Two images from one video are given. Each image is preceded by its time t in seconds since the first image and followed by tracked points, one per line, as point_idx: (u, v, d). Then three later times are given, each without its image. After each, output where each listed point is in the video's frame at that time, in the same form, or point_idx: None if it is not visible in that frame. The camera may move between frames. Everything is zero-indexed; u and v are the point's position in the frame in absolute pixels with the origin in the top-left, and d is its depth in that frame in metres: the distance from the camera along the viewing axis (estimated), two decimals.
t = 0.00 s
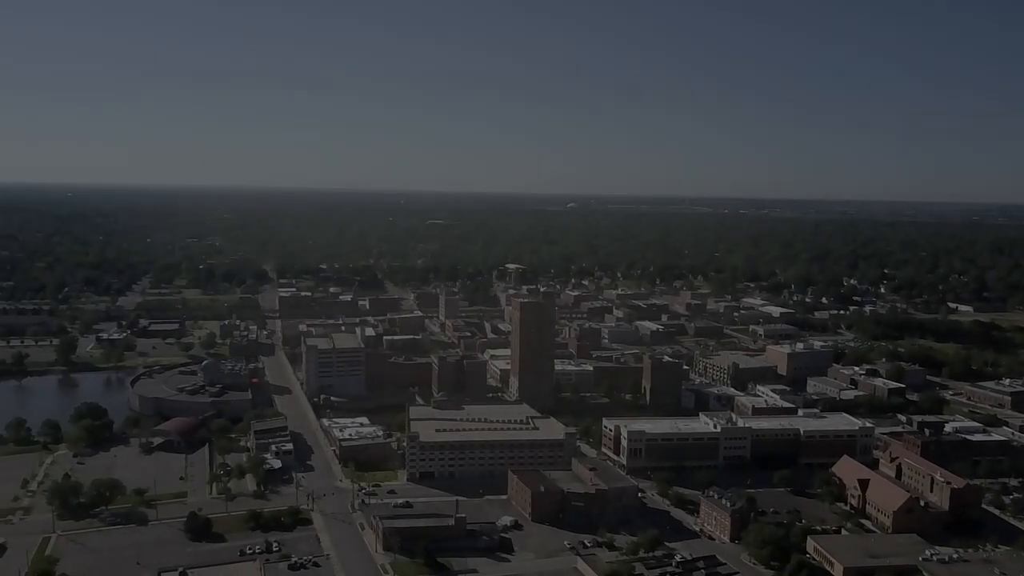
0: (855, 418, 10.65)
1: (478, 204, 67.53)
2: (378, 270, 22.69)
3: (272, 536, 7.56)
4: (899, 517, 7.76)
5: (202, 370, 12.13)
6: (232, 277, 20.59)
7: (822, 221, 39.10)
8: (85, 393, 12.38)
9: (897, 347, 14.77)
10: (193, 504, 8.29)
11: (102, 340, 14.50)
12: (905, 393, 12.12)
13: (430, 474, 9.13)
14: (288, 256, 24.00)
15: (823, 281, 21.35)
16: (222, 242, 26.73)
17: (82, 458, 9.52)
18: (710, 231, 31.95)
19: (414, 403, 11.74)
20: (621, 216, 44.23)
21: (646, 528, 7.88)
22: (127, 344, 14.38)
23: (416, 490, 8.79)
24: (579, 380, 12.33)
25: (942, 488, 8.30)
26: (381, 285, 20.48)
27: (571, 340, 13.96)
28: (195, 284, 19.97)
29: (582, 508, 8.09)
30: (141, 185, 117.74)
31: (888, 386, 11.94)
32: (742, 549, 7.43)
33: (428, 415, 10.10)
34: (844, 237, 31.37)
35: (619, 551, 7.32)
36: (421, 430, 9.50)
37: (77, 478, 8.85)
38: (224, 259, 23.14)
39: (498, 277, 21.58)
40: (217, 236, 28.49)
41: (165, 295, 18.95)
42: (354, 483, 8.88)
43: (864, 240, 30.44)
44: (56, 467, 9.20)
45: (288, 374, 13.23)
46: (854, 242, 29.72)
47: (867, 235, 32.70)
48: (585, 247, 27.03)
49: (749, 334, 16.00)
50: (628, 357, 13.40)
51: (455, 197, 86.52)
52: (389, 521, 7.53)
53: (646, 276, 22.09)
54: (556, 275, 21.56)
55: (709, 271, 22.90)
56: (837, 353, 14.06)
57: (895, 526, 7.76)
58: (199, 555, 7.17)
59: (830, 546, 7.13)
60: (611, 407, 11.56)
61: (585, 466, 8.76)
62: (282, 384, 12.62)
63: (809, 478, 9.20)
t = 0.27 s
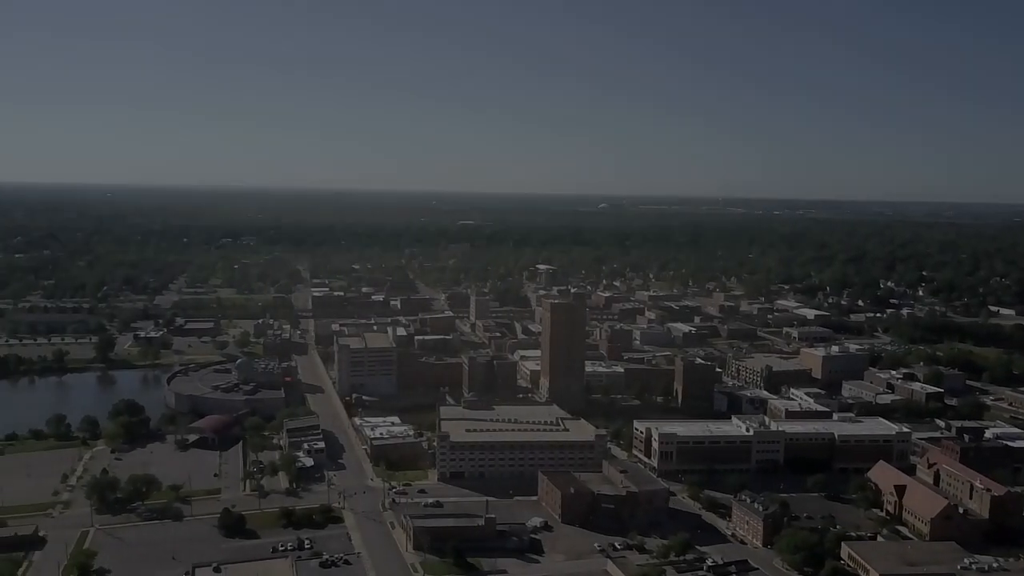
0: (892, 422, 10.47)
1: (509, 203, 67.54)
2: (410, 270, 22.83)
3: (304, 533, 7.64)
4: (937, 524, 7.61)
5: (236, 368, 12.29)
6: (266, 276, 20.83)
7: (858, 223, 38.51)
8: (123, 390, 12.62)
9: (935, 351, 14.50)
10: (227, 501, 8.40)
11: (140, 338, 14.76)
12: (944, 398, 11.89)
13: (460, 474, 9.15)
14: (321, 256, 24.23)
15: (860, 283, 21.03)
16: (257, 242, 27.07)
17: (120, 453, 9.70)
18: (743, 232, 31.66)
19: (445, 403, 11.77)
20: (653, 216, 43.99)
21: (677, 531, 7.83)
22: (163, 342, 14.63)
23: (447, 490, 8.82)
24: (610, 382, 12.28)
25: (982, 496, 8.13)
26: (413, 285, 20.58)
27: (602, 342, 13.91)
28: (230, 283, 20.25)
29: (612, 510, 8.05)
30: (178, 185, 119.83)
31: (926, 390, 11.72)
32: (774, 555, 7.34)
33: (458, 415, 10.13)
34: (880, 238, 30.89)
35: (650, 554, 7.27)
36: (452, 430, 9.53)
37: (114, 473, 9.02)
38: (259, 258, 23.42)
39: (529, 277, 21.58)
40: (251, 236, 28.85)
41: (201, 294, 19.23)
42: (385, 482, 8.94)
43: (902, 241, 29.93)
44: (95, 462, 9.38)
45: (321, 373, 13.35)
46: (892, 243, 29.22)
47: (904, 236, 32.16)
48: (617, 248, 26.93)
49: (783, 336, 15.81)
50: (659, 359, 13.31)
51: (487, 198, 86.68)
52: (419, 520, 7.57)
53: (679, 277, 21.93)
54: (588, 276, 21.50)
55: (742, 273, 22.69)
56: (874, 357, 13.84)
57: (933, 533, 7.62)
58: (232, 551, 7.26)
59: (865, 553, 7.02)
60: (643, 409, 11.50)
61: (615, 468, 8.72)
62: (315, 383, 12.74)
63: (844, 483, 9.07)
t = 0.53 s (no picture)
0: (925, 427, 10.30)
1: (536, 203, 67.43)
2: (437, 271, 22.91)
3: (332, 531, 7.69)
4: (970, 530, 7.47)
5: (266, 366, 12.39)
6: (296, 276, 21.02)
7: (891, 225, 37.99)
8: (155, 388, 12.80)
9: (970, 354, 14.25)
10: (256, 498, 8.48)
11: (172, 337, 14.96)
12: (979, 403, 11.66)
13: (486, 474, 9.16)
14: (349, 256, 24.41)
15: (893, 284, 20.73)
16: (286, 242, 27.35)
17: (151, 450, 9.84)
18: (773, 234, 31.41)
19: (472, 403, 11.78)
20: (680, 217, 43.71)
21: (705, 534, 7.76)
22: (194, 340, 14.82)
23: (473, 490, 8.83)
24: (637, 383, 12.23)
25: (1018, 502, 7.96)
26: (440, 285, 20.64)
27: (630, 343, 13.83)
28: (259, 283, 20.48)
29: (639, 512, 7.98)
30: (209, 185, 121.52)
31: (960, 394, 11.50)
32: (803, 559, 7.25)
33: (485, 415, 10.14)
34: (913, 239, 30.43)
35: (677, 557, 7.21)
36: (479, 430, 9.55)
37: (146, 469, 9.15)
38: (288, 258, 23.66)
39: (556, 278, 21.56)
40: (281, 236, 29.13)
41: (231, 293, 19.47)
42: (412, 481, 8.97)
43: (936, 242, 29.47)
44: (127, 459, 9.52)
45: (349, 372, 13.43)
46: (925, 245, 28.78)
47: (938, 238, 31.69)
48: (644, 249, 26.82)
49: (814, 338, 15.61)
50: (687, 361, 13.22)
51: (514, 198, 86.75)
52: (447, 520, 7.58)
53: (708, 278, 21.78)
54: (616, 278, 21.41)
55: (772, 275, 22.46)
56: (907, 360, 13.62)
57: (967, 540, 7.47)
58: (261, 547, 7.32)
59: (897, 559, 6.91)
60: (670, 410, 11.42)
61: (642, 470, 8.68)
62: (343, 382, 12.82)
63: (875, 488, 8.93)
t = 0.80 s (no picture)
0: (959, 429, 10.12)
1: (563, 203, 67.18)
2: (464, 270, 22.95)
3: (359, 528, 7.74)
4: (1006, 535, 7.33)
5: (295, 364, 12.50)
6: (324, 275, 21.19)
7: (924, 225, 37.37)
8: (186, 384, 12.98)
9: (1006, 356, 13.98)
10: (285, 494, 8.56)
11: (202, 335, 15.14)
12: (1015, 406, 11.44)
13: (513, 473, 9.17)
14: (378, 255, 24.55)
15: (926, 284, 20.41)
16: (314, 241, 27.60)
17: (182, 446, 9.98)
18: (803, 234, 31.04)
19: (498, 402, 11.79)
20: (709, 217, 43.27)
21: (733, 536, 7.70)
22: (224, 338, 14.99)
23: (500, 489, 8.84)
24: (665, 383, 12.15)
25: None
26: (467, 284, 20.68)
27: (657, 343, 13.75)
28: (288, 281, 20.68)
29: (666, 512, 7.94)
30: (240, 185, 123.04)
31: (995, 396, 11.28)
32: (833, 562, 7.16)
33: (512, 414, 10.14)
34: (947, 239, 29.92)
35: (705, 559, 7.16)
36: (505, 428, 9.55)
37: (177, 465, 9.28)
38: (317, 257, 23.87)
39: (582, 277, 21.50)
40: (310, 236, 29.37)
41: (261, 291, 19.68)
42: (438, 479, 9.00)
43: (971, 242, 28.94)
44: (159, 454, 9.66)
45: (376, 370, 13.51)
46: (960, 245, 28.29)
47: (973, 237, 31.12)
48: (671, 248, 26.66)
49: (845, 339, 15.41)
50: (716, 361, 13.12)
51: (541, 198, 86.68)
52: (473, 518, 7.59)
53: (736, 278, 21.59)
54: (644, 278, 21.32)
55: (802, 275, 22.20)
56: (941, 361, 13.39)
57: (1002, 545, 7.34)
58: (289, 543, 7.39)
59: (931, 563, 6.79)
60: (698, 411, 11.34)
61: (669, 470, 8.63)
62: (370, 380, 12.89)
63: (907, 491, 8.79)
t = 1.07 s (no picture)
0: (1000, 433, 9.90)
1: (595, 203, 66.85)
2: (495, 269, 22.98)
3: (390, 525, 7.78)
4: None
5: (327, 361, 12.60)
6: (357, 274, 21.34)
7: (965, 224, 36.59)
8: (220, 380, 13.16)
9: None
10: (317, 490, 8.64)
11: (236, 332, 15.33)
12: None
13: (543, 472, 9.16)
14: (410, 253, 24.67)
15: (966, 284, 20.00)
16: (346, 240, 27.83)
17: (217, 441, 10.12)
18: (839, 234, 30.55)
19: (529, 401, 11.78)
20: (743, 216, 42.67)
21: (766, 538, 7.60)
22: (258, 335, 15.18)
23: (530, 487, 8.83)
24: (697, 384, 12.05)
25: None
26: (498, 282, 20.69)
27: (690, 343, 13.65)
28: (321, 280, 20.87)
29: (698, 513, 7.87)
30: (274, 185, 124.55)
31: None
32: (869, 566, 7.05)
33: (543, 413, 10.12)
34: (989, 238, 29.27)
35: (737, 561, 7.08)
36: (536, 427, 9.54)
37: (212, 460, 9.41)
38: (349, 256, 24.06)
39: (614, 277, 21.41)
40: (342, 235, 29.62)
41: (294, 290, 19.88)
42: (469, 477, 9.01)
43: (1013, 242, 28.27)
44: (194, 449, 9.81)
45: (408, 368, 13.58)
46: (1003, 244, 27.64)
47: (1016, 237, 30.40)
48: (703, 247, 26.44)
49: (882, 340, 15.15)
50: (749, 361, 12.99)
51: (573, 197, 86.46)
52: (503, 517, 7.59)
53: (770, 277, 21.34)
54: (676, 277, 21.17)
55: (837, 275, 21.86)
56: (981, 363, 13.12)
57: None
58: (322, 539, 7.45)
59: (971, 568, 6.64)
60: (731, 412, 11.22)
61: (701, 471, 8.55)
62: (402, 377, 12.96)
63: (946, 495, 8.62)
